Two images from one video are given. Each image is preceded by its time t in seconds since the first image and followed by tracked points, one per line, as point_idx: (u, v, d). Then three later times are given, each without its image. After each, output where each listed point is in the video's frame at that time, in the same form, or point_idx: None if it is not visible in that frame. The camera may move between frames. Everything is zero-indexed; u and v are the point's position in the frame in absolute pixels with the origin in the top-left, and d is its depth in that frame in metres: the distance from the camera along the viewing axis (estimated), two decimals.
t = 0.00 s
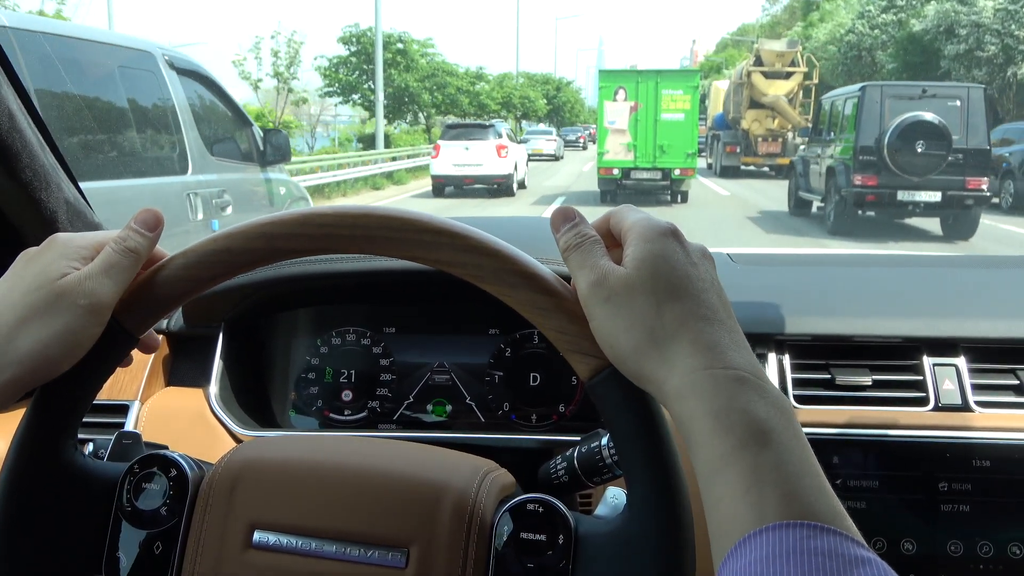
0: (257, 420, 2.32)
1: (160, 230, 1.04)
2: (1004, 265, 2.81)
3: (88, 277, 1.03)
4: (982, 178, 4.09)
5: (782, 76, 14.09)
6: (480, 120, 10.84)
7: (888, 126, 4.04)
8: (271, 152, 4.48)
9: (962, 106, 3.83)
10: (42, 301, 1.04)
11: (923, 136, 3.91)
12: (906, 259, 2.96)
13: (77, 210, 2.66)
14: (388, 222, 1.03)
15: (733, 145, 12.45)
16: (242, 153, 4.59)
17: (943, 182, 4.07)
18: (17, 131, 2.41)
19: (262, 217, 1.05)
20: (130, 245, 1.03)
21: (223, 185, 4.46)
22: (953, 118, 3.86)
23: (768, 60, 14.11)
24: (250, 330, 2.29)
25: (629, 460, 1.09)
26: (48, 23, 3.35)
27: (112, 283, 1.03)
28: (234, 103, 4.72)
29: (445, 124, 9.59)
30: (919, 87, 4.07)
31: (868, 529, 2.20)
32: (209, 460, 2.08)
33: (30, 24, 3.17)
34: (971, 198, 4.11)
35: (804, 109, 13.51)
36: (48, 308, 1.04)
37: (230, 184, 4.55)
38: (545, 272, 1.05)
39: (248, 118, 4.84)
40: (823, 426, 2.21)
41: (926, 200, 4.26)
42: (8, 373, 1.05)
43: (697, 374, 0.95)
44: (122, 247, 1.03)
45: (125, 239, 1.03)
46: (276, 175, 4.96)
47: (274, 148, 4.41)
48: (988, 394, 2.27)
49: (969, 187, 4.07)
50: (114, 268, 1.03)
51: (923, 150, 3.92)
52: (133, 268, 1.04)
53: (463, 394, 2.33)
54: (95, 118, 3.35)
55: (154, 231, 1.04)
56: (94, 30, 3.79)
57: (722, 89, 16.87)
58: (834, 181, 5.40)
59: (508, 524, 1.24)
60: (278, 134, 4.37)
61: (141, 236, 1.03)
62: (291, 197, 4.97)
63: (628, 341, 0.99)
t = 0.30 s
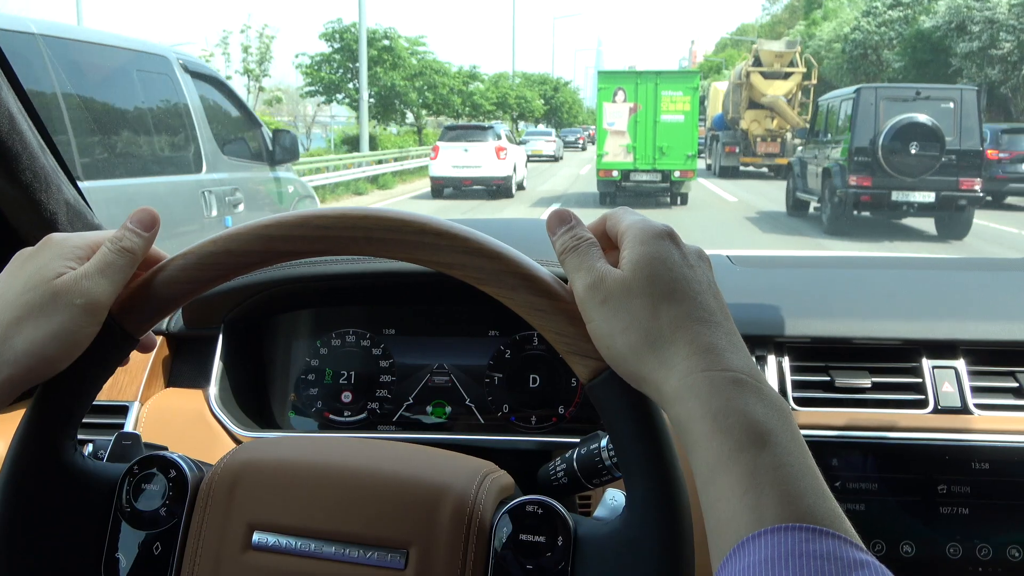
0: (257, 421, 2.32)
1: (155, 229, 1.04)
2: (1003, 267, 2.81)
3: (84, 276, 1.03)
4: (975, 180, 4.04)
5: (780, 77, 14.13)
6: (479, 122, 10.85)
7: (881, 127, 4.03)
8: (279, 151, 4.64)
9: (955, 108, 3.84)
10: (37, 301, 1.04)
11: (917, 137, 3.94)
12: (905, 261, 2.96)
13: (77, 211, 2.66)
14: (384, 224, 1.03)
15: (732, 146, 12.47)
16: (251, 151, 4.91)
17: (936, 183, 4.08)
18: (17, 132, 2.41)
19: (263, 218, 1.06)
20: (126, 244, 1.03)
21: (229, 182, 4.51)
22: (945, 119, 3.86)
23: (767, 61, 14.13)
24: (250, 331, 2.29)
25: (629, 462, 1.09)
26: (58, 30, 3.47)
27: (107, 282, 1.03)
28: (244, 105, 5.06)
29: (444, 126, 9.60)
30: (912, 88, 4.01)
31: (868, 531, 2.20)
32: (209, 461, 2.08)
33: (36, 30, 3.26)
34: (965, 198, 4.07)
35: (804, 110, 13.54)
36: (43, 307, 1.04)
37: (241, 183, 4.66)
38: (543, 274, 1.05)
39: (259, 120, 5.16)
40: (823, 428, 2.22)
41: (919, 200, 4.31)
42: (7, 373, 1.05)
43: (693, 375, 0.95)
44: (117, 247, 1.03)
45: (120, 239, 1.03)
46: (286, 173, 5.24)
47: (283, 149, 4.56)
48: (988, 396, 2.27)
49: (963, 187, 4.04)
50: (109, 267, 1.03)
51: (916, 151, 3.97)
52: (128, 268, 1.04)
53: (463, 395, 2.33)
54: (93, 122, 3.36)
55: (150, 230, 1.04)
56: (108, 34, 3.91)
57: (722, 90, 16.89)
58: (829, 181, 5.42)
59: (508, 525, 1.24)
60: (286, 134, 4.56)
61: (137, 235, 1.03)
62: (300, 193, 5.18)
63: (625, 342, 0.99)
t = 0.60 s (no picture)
0: (257, 421, 2.32)
1: (157, 235, 1.04)
2: (1002, 266, 2.82)
3: (85, 281, 1.03)
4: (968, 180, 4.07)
5: (779, 78, 14.15)
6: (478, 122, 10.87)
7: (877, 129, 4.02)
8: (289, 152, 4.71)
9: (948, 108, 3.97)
10: (38, 306, 1.04)
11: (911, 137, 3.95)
12: (904, 260, 2.96)
13: (77, 211, 2.66)
14: (383, 223, 1.03)
15: (732, 146, 12.49)
16: (263, 151, 5.09)
17: (930, 182, 4.05)
18: (17, 133, 2.41)
19: (263, 219, 1.05)
20: (127, 250, 1.03)
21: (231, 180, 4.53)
22: (939, 119, 3.96)
23: (766, 62, 14.16)
24: (250, 331, 2.29)
25: (629, 462, 1.09)
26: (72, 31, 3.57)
27: (108, 287, 1.03)
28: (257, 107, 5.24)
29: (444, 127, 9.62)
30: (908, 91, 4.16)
31: (868, 530, 2.19)
32: (208, 461, 2.08)
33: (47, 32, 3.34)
34: (959, 198, 4.04)
35: (803, 110, 13.56)
36: (44, 311, 1.04)
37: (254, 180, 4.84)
38: (547, 277, 1.05)
39: (270, 120, 5.39)
40: (823, 427, 2.22)
41: (914, 201, 4.21)
42: (8, 376, 1.05)
43: (700, 383, 0.94)
44: (119, 253, 1.03)
45: (121, 245, 1.03)
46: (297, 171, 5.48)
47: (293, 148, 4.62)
48: (988, 396, 2.27)
49: (956, 187, 4.04)
50: (111, 273, 1.03)
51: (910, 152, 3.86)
52: (129, 273, 1.03)
53: (463, 395, 2.33)
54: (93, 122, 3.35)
55: (151, 236, 1.04)
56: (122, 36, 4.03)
57: (721, 91, 16.91)
58: (825, 180, 5.44)
59: (508, 525, 1.24)
60: (296, 133, 4.60)
61: (138, 241, 1.03)
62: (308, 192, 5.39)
63: (631, 350, 0.99)
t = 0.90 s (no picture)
0: (258, 421, 2.32)
1: (160, 228, 1.04)
2: (1002, 266, 2.82)
3: (87, 276, 1.03)
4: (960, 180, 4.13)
5: (779, 78, 14.22)
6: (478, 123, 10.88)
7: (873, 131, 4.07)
8: (300, 151, 4.88)
9: (941, 112, 3.89)
10: (39, 300, 1.04)
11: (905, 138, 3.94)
12: (903, 261, 2.96)
13: (77, 210, 2.65)
14: (384, 223, 1.03)
15: (731, 147, 12.50)
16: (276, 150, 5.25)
17: (924, 183, 4.12)
18: (17, 132, 2.41)
19: (263, 218, 1.05)
20: (129, 243, 1.03)
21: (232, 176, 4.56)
22: (932, 123, 3.91)
23: (766, 63, 14.20)
24: (250, 331, 2.29)
25: (630, 463, 1.09)
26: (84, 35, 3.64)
27: (112, 281, 1.03)
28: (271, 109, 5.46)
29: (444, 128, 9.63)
30: (902, 94, 4.10)
31: (868, 530, 2.20)
32: (209, 460, 2.09)
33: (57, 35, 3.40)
34: (951, 198, 4.11)
35: (802, 111, 13.57)
36: (44, 306, 1.04)
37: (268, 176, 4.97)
38: (548, 276, 1.05)
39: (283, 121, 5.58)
40: (823, 427, 2.22)
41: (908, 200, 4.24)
42: (9, 372, 1.05)
43: (703, 379, 0.94)
44: (121, 246, 1.03)
45: (124, 238, 1.03)
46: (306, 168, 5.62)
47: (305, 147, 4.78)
48: (988, 395, 2.27)
49: (949, 187, 4.10)
50: (112, 266, 1.03)
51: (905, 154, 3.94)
52: (131, 266, 1.03)
53: (463, 395, 2.33)
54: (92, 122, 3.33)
55: (154, 229, 1.04)
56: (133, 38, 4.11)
57: (721, 92, 16.93)
58: (823, 182, 5.45)
59: (508, 525, 1.24)
60: (307, 134, 4.78)
61: (140, 234, 1.03)
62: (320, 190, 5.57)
63: (633, 346, 0.99)
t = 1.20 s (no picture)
0: (257, 422, 2.32)
1: (155, 228, 1.04)
2: (1001, 267, 2.81)
3: (82, 276, 1.03)
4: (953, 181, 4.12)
5: (778, 80, 14.25)
6: (478, 125, 10.90)
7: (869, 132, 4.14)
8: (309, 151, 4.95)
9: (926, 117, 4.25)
10: (36, 300, 1.04)
11: (898, 140, 4.14)
12: (904, 261, 2.95)
13: (77, 211, 2.66)
14: (383, 223, 1.03)
15: (730, 148, 12.51)
16: (286, 150, 5.50)
17: (917, 184, 4.16)
18: (17, 132, 2.41)
19: (263, 218, 1.05)
20: (125, 243, 1.03)
21: (237, 176, 4.63)
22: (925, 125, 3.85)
23: (765, 64, 14.24)
24: (250, 331, 2.29)
25: (630, 464, 1.09)
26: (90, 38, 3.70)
27: (107, 281, 1.03)
28: (282, 110, 5.70)
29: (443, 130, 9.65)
30: (894, 98, 4.63)
31: (868, 531, 2.19)
32: (208, 461, 2.09)
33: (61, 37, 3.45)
34: (943, 198, 4.09)
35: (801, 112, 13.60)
36: (42, 305, 1.04)
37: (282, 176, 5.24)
38: (546, 277, 1.05)
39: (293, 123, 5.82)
40: (823, 427, 2.21)
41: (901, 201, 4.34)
42: (7, 372, 1.05)
43: (699, 384, 0.94)
44: (116, 246, 1.03)
45: (120, 238, 1.03)
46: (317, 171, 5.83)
47: (313, 148, 4.92)
48: (988, 395, 2.27)
49: (940, 188, 4.10)
50: (108, 266, 1.03)
51: (899, 155, 4.11)
52: (127, 267, 1.03)
53: (463, 395, 2.33)
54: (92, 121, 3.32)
55: (150, 229, 1.04)
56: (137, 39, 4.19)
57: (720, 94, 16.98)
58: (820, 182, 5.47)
59: (508, 526, 1.24)
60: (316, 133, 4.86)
61: (136, 234, 1.03)
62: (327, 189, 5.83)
63: (630, 350, 0.99)
